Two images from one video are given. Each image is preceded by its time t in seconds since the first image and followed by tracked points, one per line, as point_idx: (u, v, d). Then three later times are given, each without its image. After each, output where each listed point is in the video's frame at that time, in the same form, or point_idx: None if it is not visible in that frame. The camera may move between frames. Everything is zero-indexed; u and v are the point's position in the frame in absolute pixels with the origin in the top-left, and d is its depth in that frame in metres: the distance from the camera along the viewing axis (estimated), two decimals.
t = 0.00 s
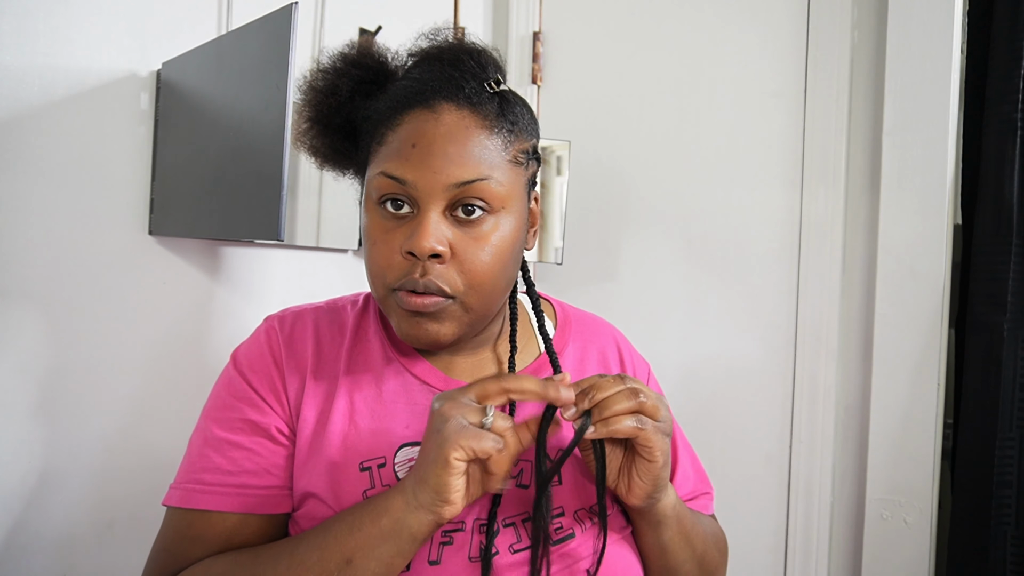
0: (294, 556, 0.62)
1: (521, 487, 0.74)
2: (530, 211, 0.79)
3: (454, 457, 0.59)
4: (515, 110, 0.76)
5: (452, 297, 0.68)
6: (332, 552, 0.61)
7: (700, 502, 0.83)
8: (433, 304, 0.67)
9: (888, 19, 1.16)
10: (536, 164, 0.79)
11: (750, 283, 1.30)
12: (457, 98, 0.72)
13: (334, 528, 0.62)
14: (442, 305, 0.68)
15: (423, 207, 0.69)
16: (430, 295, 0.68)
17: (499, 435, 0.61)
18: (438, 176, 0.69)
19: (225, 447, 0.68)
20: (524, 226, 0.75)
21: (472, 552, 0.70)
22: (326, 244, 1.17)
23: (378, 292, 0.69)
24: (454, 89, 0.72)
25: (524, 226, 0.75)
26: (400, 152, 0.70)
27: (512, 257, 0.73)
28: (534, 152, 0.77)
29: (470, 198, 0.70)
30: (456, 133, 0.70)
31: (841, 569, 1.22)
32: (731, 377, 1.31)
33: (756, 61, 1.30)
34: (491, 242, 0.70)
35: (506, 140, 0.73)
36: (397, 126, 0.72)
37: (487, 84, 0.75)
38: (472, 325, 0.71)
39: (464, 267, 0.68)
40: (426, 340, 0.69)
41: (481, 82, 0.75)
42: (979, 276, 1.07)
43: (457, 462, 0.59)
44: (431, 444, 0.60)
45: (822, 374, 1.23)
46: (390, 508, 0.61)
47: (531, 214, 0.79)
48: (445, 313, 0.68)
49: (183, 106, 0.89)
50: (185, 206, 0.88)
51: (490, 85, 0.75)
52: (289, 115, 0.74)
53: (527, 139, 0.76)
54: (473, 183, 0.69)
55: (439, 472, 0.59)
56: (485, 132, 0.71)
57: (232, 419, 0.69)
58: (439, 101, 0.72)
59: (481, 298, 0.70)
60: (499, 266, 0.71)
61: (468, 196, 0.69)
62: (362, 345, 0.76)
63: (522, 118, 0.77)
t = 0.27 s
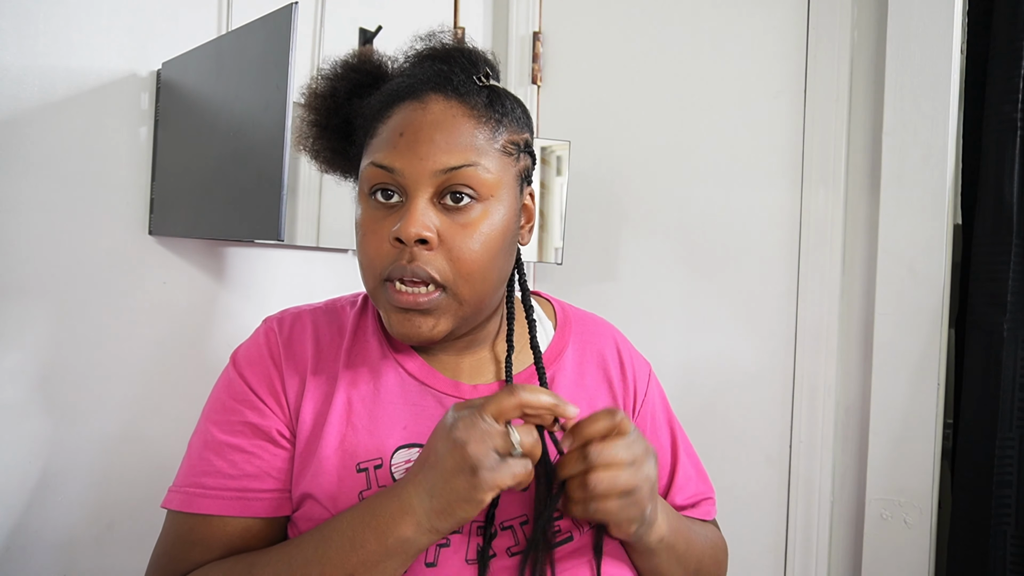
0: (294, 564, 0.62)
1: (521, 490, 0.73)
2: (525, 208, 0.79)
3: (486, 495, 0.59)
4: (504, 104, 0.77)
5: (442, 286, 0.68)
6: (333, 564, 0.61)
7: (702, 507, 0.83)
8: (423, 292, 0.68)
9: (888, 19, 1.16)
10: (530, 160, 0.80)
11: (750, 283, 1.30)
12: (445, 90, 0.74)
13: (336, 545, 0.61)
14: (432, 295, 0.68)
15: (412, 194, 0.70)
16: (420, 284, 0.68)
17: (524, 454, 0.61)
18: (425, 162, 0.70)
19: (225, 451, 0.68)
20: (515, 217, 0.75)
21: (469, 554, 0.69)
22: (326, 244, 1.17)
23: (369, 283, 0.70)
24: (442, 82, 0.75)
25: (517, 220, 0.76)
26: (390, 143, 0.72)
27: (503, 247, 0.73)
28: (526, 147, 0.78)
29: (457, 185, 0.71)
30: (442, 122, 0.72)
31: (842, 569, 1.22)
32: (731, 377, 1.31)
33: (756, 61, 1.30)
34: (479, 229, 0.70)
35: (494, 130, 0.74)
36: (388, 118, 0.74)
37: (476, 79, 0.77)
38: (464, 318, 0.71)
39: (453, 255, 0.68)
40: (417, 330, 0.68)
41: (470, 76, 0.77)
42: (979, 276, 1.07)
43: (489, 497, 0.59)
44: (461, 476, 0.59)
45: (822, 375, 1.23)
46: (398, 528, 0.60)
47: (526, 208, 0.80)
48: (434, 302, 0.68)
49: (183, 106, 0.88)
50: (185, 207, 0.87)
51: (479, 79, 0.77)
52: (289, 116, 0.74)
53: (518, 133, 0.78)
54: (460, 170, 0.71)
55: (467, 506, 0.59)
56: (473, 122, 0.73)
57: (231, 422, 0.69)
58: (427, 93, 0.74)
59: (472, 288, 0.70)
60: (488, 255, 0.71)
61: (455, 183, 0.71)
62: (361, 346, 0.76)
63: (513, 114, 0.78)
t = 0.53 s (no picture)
0: (289, 562, 0.62)
1: (518, 490, 0.73)
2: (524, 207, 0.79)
3: (463, 474, 0.60)
4: (502, 103, 0.78)
5: (442, 282, 0.68)
6: (324, 555, 0.61)
7: (701, 506, 0.83)
8: (422, 289, 0.68)
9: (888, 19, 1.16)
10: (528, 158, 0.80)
11: (750, 283, 1.30)
12: (443, 89, 0.75)
13: (325, 532, 0.62)
14: (431, 292, 0.68)
15: (410, 192, 0.70)
16: (419, 281, 0.68)
17: (506, 442, 0.62)
18: (423, 160, 0.70)
19: (224, 450, 0.68)
20: (513, 215, 0.75)
21: (467, 555, 0.69)
22: (326, 244, 1.17)
23: (369, 282, 0.70)
24: (440, 81, 0.75)
25: (516, 217, 0.76)
26: (388, 142, 0.73)
27: (502, 245, 0.73)
28: (523, 145, 0.79)
29: (456, 183, 0.71)
30: (439, 120, 0.72)
31: (842, 569, 1.21)
32: (731, 377, 1.31)
33: (756, 61, 1.30)
34: (478, 227, 0.70)
35: (491, 128, 0.75)
36: (387, 118, 0.75)
37: (474, 78, 0.78)
38: (464, 315, 0.71)
39: (452, 252, 0.68)
40: (417, 328, 0.68)
41: (468, 75, 0.78)
42: (979, 276, 1.07)
43: (467, 477, 0.60)
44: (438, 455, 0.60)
45: (822, 374, 1.23)
46: (383, 511, 0.61)
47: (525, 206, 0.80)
48: (434, 300, 0.68)
49: (183, 106, 0.89)
50: (185, 207, 0.88)
51: (477, 78, 0.78)
52: (289, 116, 0.74)
53: (516, 132, 0.78)
54: (458, 167, 0.71)
55: (445, 485, 0.60)
56: (470, 120, 0.74)
57: (230, 421, 0.69)
58: (425, 92, 0.74)
59: (472, 285, 0.70)
60: (487, 252, 0.71)
61: (453, 180, 0.71)
62: (361, 346, 0.76)
63: (510, 112, 0.79)
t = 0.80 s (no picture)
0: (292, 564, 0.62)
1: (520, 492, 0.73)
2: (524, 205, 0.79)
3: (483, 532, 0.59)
4: (502, 100, 0.78)
5: (442, 277, 0.68)
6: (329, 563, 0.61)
7: (701, 508, 0.83)
8: (422, 283, 0.67)
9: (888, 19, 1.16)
10: (528, 156, 0.80)
11: (750, 283, 1.30)
12: (443, 86, 0.75)
13: (332, 558, 0.61)
14: (432, 286, 0.68)
15: (411, 187, 0.70)
16: (420, 275, 0.68)
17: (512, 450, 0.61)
18: (423, 155, 0.71)
19: (225, 451, 0.68)
20: (514, 210, 0.75)
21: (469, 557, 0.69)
22: (326, 244, 1.17)
23: (370, 277, 0.70)
24: (440, 79, 0.76)
25: (517, 214, 0.76)
26: (388, 138, 0.73)
27: (503, 240, 0.72)
28: (524, 143, 0.79)
29: (456, 177, 0.71)
30: (439, 115, 0.72)
31: (842, 569, 1.21)
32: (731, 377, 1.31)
33: (756, 61, 1.30)
34: (479, 221, 0.70)
35: (491, 124, 0.75)
36: (388, 116, 0.75)
37: (475, 76, 0.78)
38: (465, 310, 0.70)
39: (452, 245, 0.68)
40: (417, 322, 0.68)
41: (468, 73, 0.78)
42: (979, 276, 1.07)
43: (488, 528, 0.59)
44: (462, 503, 0.59)
45: (822, 374, 1.23)
46: (394, 545, 0.60)
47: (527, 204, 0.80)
48: (435, 294, 0.68)
49: (183, 106, 0.88)
50: (185, 207, 0.87)
51: (477, 77, 0.78)
52: (289, 116, 0.74)
53: (516, 130, 0.78)
54: (458, 161, 0.71)
55: (463, 531, 0.59)
56: (471, 116, 0.74)
57: (232, 423, 0.69)
58: (425, 89, 0.75)
59: (473, 279, 0.70)
60: (488, 246, 0.70)
61: (454, 175, 0.71)
62: (362, 348, 0.76)
63: (510, 110, 0.79)
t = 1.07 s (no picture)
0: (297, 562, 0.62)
1: (525, 492, 0.73)
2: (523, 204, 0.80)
3: (458, 464, 0.58)
4: (498, 96, 0.78)
5: (438, 270, 0.68)
6: (332, 557, 0.61)
7: (701, 508, 0.83)
8: (418, 277, 0.67)
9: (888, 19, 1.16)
10: (525, 153, 0.80)
11: (750, 283, 1.30)
12: (438, 83, 0.75)
13: (337, 534, 0.62)
14: (428, 279, 0.67)
15: (406, 182, 0.70)
16: (415, 268, 0.68)
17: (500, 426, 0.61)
18: (418, 149, 0.71)
19: (227, 449, 0.68)
20: (510, 205, 0.75)
21: (474, 557, 0.69)
22: (326, 243, 1.17)
23: (367, 272, 0.70)
24: (435, 74, 0.76)
25: (513, 210, 0.76)
26: (384, 134, 0.73)
27: (500, 234, 0.72)
28: (520, 140, 0.79)
29: (451, 171, 0.71)
30: (434, 110, 0.73)
31: (842, 569, 1.21)
32: (731, 377, 1.31)
33: (756, 61, 1.30)
34: (475, 214, 0.70)
35: (486, 119, 0.75)
36: (383, 112, 0.75)
37: (470, 72, 0.78)
38: (462, 305, 0.70)
39: (448, 239, 0.68)
40: (414, 316, 0.68)
41: (463, 70, 0.78)
42: (979, 276, 1.07)
43: (462, 466, 0.58)
44: (436, 447, 0.60)
45: (822, 374, 1.23)
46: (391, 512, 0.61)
47: (526, 203, 0.81)
48: (431, 287, 0.68)
49: (183, 106, 0.89)
50: (185, 206, 0.88)
51: (472, 74, 0.78)
52: (289, 115, 0.74)
53: (512, 126, 0.79)
54: (452, 154, 0.71)
55: (442, 478, 0.59)
56: (465, 110, 0.74)
57: (233, 421, 0.69)
58: (420, 85, 0.75)
59: (469, 273, 0.69)
60: (484, 240, 0.70)
61: (448, 169, 0.71)
62: (364, 346, 0.75)
63: (506, 107, 0.79)
